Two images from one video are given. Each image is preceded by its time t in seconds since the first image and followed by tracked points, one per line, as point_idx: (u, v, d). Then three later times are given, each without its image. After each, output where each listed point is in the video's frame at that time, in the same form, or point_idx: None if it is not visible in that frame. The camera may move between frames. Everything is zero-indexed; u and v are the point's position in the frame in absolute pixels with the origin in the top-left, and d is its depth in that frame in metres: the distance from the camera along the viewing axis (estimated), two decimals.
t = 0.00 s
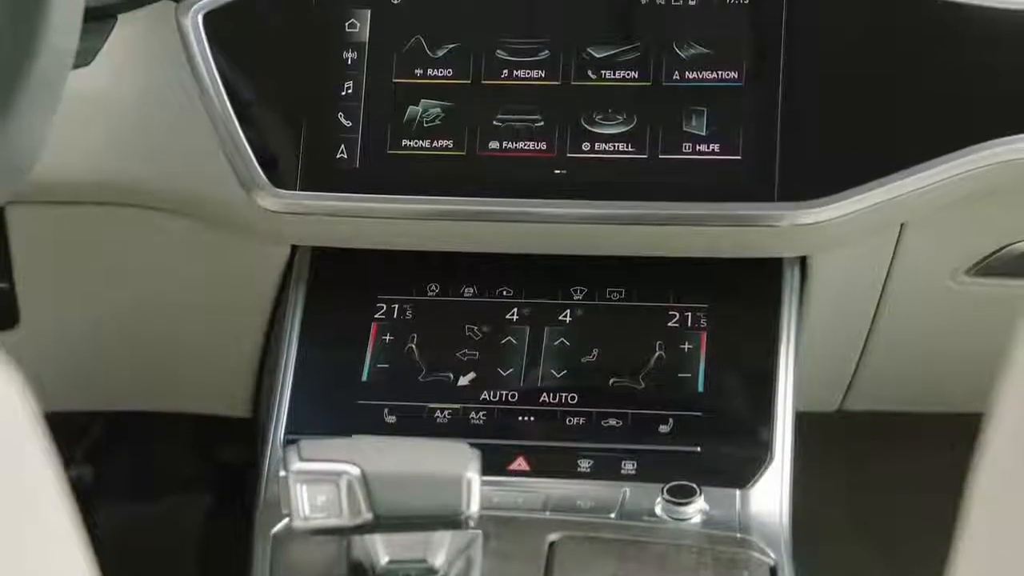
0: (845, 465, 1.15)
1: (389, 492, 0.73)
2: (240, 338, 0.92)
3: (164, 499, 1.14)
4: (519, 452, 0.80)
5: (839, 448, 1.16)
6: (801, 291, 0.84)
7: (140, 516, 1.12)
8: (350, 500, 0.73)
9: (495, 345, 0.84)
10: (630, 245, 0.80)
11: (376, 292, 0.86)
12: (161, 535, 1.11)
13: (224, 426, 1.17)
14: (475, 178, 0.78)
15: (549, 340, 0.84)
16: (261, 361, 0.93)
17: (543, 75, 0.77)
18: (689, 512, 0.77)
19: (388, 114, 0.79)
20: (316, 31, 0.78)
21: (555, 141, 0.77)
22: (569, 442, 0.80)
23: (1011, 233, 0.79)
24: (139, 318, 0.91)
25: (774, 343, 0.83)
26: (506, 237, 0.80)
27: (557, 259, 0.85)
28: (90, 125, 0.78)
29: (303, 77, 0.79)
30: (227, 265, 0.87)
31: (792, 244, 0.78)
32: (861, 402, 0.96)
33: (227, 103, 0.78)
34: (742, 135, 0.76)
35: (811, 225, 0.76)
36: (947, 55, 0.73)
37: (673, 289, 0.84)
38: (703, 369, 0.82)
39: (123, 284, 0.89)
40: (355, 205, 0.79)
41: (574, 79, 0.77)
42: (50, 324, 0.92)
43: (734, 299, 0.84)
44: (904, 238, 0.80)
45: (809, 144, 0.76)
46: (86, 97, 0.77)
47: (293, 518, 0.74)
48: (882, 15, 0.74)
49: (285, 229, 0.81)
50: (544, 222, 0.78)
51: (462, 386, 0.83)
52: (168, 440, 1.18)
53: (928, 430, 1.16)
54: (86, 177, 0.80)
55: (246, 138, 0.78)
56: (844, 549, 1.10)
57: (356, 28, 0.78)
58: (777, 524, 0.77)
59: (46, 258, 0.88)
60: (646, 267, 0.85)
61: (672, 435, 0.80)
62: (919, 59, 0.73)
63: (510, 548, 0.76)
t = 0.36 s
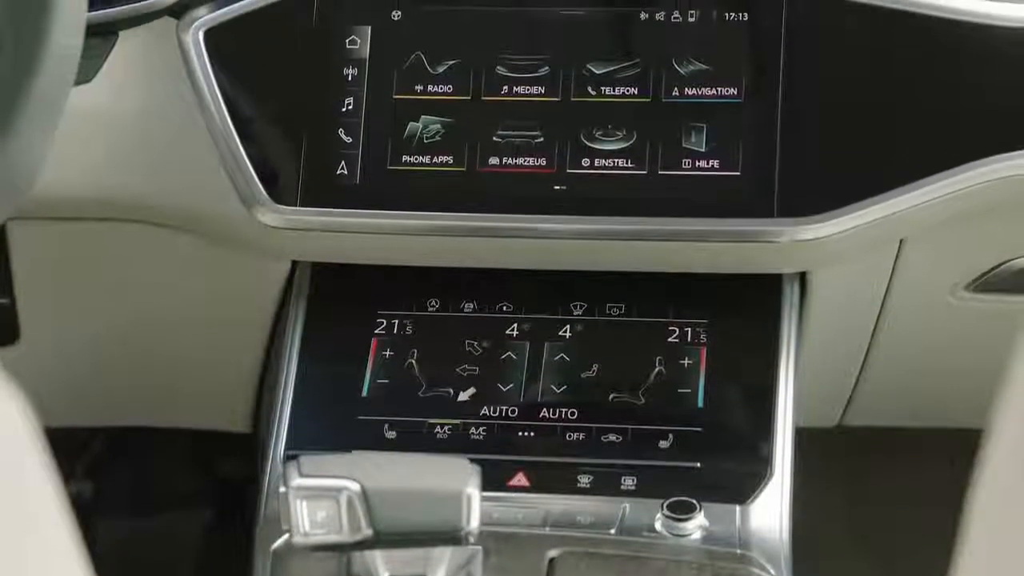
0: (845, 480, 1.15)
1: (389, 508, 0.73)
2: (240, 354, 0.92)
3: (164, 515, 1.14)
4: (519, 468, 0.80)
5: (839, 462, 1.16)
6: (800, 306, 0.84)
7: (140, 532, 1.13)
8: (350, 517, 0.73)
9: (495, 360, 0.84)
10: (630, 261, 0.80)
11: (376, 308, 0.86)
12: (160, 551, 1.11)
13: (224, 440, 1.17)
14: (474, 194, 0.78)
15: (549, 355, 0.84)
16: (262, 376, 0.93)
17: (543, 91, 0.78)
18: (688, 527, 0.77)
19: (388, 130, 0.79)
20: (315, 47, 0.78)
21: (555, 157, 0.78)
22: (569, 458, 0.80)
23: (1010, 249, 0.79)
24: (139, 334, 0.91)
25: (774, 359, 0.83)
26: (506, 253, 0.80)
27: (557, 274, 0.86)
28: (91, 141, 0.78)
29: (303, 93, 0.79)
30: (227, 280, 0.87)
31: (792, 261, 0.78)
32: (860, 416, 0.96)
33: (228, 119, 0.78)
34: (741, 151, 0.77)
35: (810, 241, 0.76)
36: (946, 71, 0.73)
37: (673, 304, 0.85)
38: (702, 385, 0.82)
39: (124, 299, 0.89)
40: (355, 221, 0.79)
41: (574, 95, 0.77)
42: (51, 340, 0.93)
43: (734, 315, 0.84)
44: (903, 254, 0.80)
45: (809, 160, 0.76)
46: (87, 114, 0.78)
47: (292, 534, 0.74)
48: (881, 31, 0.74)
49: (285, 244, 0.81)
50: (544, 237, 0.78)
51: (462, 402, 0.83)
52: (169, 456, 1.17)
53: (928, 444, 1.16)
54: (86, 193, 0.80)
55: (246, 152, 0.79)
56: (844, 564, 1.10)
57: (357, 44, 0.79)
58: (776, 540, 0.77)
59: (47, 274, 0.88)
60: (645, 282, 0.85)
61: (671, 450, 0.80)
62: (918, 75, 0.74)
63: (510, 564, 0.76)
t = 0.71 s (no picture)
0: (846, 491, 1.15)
1: (391, 522, 0.72)
2: (240, 367, 0.92)
3: (164, 527, 1.14)
4: (518, 481, 0.80)
5: (840, 473, 1.16)
6: (800, 320, 0.84)
7: (139, 543, 1.12)
8: (350, 533, 0.72)
9: (494, 373, 0.84)
10: (630, 276, 0.80)
11: (376, 321, 0.86)
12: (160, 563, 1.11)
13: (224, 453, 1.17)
14: (475, 209, 0.78)
15: (549, 368, 0.84)
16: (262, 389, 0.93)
17: (543, 105, 0.78)
18: (688, 541, 0.77)
19: (388, 145, 0.79)
20: (317, 61, 0.79)
21: (555, 171, 0.78)
22: (569, 471, 0.80)
23: (1010, 264, 0.79)
24: (139, 347, 0.91)
25: (773, 372, 0.83)
26: (506, 267, 0.80)
27: (557, 287, 0.86)
28: (92, 155, 0.79)
29: (304, 107, 0.79)
30: (227, 294, 0.87)
31: (793, 276, 0.78)
32: (860, 429, 0.96)
33: (227, 131, 0.78)
34: (740, 165, 0.77)
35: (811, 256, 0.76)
36: (944, 86, 0.74)
37: (673, 317, 0.84)
38: (702, 398, 0.82)
39: (124, 313, 0.89)
40: (355, 234, 0.79)
41: (574, 109, 0.78)
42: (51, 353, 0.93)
43: (734, 330, 0.84)
44: (902, 268, 0.80)
45: (808, 174, 0.76)
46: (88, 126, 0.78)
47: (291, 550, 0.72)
48: (879, 47, 0.75)
49: (285, 258, 0.81)
50: (544, 252, 0.78)
51: (462, 415, 0.83)
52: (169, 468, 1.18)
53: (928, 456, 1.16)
54: (88, 207, 0.80)
55: (245, 162, 0.79)
56: None
57: (357, 58, 0.79)
58: (776, 554, 0.77)
59: (47, 288, 0.88)
60: (646, 296, 0.85)
61: (672, 463, 0.80)
62: (916, 90, 0.74)
63: None
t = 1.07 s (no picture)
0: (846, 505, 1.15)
1: (390, 535, 0.74)
2: (240, 380, 0.92)
3: (164, 540, 1.14)
4: (518, 495, 0.80)
5: (838, 486, 1.16)
6: (801, 333, 0.84)
7: (140, 556, 1.12)
8: (350, 545, 0.74)
9: (495, 387, 0.84)
10: (629, 290, 0.80)
11: (376, 335, 0.87)
12: None
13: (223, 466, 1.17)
14: (474, 222, 0.78)
15: (549, 382, 0.84)
16: (262, 402, 0.93)
17: (543, 118, 0.78)
18: (688, 555, 0.77)
19: (388, 158, 0.79)
20: (319, 76, 0.79)
21: (555, 185, 0.78)
22: (569, 485, 0.80)
23: (1011, 277, 0.79)
24: (138, 361, 0.91)
25: (773, 386, 0.83)
26: (507, 280, 0.80)
27: (557, 301, 0.86)
28: (92, 169, 0.79)
29: (305, 121, 0.79)
30: (226, 307, 0.87)
31: (792, 290, 0.78)
32: (861, 442, 0.96)
33: (227, 143, 0.79)
34: (740, 179, 0.77)
35: (810, 269, 0.76)
36: (944, 100, 0.74)
37: (673, 331, 0.85)
38: (702, 411, 0.82)
39: (122, 327, 0.89)
40: (355, 248, 0.79)
41: (574, 123, 0.78)
42: (52, 367, 0.93)
43: (734, 342, 0.84)
44: (902, 283, 0.80)
45: (809, 188, 0.76)
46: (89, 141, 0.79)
47: (292, 562, 0.75)
48: (880, 62, 0.75)
49: (285, 272, 0.82)
50: (543, 265, 0.78)
51: (462, 428, 0.83)
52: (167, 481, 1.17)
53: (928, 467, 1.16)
54: (87, 221, 0.81)
55: (244, 175, 0.79)
56: None
57: (357, 72, 0.80)
58: (777, 569, 0.77)
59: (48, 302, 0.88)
60: (646, 309, 0.85)
61: (671, 477, 0.80)
62: (916, 104, 0.74)
63: None
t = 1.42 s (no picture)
0: (846, 520, 1.15)
1: (389, 550, 0.75)
2: (240, 395, 0.92)
3: (164, 554, 1.14)
4: (518, 510, 0.80)
5: (840, 502, 1.16)
6: (801, 348, 0.84)
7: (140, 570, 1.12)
8: (349, 561, 0.74)
9: (495, 402, 0.84)
10: (630, 305, 0.80)
11: (377, 350, 0.87)
12: None
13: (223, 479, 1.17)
14: (474, 237, 0.79)
15: (549, 398, 0.84)
16: (262, 416, 0.93)
17: (543, 134, 0.79)
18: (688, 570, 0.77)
19: (388, 174, 0.80)
20: (319, 92, 0.80)
21: (554, 201, 0.78)
22: (569, 500, 0.80)
23: (1010, 292, 0.79)
24: (138, 376, 0.91)
25: (773, 401, 0.83)
26: (506, 296, 0.80)
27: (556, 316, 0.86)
28: (93, 184, 0.80)
29: (305, 136, 0.79)
30: (225, 322, 0.87)
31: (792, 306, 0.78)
32: (861, 457, 0.96)
33: (227, 158, 0.79)
34: (740, 194, 0.77)
35: (810, 285, 0.76)
36: (942, 115, 0.74)
37: (672, 346, 0.85)
38: (701, 426, 0.82)
39: (122, 341, 0.89)
40: (355, 263, 0.79)
41: (574, 139, 0.78)
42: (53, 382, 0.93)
43: (734, 357, 0.84)
44: (901, 299, 0.80)
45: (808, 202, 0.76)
46: (90, 158, 0.80)
47: None
48: (879, 78, 0.75)
49: (285, 288, 0.82)
50: (543, 280, 0.78)
51: (462, 443, 0.83)
52: (167, 495, 1.17)
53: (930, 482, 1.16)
54: (87, 237, 0.81)
55: (245, 190, 0.79)
56: None
57: (357, 88, 0.80)
58: None
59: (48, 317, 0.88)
60: (645, 324, 0.85)
61: (671, 493, 0.80)
62: (915, 119, 0.75)
63: None
